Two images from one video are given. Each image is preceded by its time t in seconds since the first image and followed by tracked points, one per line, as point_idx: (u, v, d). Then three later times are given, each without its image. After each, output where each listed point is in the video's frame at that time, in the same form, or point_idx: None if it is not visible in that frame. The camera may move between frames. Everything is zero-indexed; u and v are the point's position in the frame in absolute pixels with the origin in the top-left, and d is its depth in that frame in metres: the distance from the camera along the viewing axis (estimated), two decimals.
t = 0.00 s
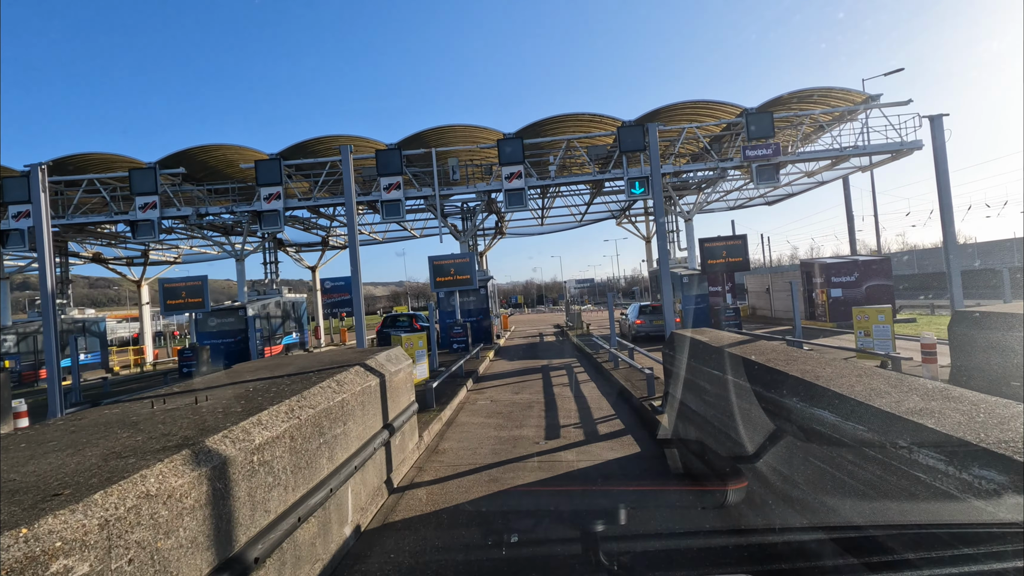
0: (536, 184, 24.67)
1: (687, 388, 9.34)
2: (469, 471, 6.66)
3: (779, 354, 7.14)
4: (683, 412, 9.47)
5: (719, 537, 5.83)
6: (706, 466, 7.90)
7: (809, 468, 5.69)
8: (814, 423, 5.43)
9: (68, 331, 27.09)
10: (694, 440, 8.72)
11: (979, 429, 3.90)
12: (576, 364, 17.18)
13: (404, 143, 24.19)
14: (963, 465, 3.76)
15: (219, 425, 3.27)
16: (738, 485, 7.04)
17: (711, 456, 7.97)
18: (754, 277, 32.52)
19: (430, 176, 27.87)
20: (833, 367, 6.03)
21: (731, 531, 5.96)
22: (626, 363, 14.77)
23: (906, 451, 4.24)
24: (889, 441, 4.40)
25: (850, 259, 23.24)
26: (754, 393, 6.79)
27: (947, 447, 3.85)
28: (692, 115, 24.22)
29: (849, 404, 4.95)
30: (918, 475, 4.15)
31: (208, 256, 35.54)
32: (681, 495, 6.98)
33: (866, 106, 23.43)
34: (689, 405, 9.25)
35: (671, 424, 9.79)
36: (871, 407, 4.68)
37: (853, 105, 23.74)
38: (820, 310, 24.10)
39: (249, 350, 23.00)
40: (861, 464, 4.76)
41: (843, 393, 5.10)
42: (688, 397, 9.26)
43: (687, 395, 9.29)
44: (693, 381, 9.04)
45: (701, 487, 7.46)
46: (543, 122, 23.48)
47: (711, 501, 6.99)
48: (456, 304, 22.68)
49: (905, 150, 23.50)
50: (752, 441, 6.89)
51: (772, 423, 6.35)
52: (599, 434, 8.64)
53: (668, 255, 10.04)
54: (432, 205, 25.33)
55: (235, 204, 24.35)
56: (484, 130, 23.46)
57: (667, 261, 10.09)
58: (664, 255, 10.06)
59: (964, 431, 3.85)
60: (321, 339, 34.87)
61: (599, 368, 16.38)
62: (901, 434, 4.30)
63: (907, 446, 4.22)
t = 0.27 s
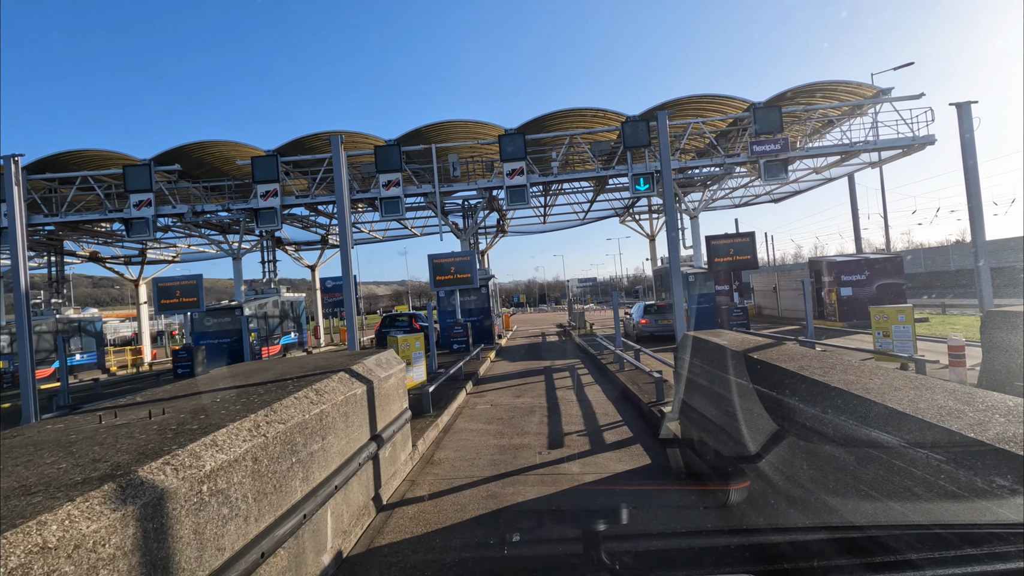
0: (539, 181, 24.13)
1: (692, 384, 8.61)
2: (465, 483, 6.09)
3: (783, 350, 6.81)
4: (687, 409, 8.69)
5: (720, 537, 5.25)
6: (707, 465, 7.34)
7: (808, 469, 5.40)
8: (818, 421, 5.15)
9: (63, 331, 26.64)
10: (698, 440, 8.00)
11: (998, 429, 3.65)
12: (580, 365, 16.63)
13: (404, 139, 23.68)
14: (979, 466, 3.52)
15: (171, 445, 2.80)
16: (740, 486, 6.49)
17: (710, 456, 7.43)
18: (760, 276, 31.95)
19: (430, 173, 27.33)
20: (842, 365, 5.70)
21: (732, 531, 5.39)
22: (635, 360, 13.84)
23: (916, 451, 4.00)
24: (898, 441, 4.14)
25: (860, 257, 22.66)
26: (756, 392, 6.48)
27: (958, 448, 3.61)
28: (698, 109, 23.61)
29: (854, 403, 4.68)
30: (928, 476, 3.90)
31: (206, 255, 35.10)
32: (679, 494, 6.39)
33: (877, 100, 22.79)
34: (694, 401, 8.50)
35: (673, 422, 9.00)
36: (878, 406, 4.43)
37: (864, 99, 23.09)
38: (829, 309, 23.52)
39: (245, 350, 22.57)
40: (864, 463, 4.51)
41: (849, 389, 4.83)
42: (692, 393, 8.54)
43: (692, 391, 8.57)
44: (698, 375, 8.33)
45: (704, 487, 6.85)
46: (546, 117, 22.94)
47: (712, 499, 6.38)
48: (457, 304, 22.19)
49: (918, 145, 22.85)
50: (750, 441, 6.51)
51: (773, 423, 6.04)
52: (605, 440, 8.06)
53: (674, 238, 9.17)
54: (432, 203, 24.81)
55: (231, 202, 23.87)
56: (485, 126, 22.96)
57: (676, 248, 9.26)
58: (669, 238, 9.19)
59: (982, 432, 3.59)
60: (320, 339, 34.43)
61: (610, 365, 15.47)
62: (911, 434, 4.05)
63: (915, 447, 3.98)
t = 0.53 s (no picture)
0: (539, 178, 23.64)
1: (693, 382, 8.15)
2: (458, 497, 5.60)
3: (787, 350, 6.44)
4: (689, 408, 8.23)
5: (719, 539, 4.93)
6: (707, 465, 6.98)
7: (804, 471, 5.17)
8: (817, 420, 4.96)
9: (55, 332, 26.16)
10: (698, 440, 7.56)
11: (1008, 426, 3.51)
12: (580, 367, 16.14)
13: (400, 136, 23.21)
14: (986, 465, 3.41)
15: (103, 470, 2.38)
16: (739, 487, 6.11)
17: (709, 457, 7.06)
18: (763, 276, 31.48)
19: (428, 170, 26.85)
20: (851, 367, 5.41)
21: (733, 532, 5.07)
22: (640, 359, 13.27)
23: (919, 450, 3.86)
24: (900, 439, 4.00)
25: (866, 255, 22.20)
26: (754, 389, 6.18)
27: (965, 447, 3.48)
28: (701, 105, 23.14)
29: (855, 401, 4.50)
30: (932, 475, 3.76)
31: (201, 254, 34.63)
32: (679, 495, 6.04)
33: (884, 95, 22.32)
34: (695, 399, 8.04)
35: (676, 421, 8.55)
36: (880, 404, 4.27)
37: (871, 95, 22.62)
38: (835, 309, 23.07)
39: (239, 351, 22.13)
40: (860, 462, 4.35)
41: (851, 386, 4.65)
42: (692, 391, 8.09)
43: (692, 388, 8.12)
44: (699, 373, 7.87)
45: (704, 487, 6.48)
46: (545, 113, 22.48)
47: (711, 499, 6.04)
48: (455, 304, 21.74)
49: (925, 142, 22.39)
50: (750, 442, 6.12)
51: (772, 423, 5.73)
52: (609, 447, 7.57)
53: (680, 229, 8.61)
54: (429, 201, 24.34)
55: (225, 200, 23.39)
56: (484, 122, 22.50)
57: (682, 241, 8.69)
58: (674, 228, 8.63)
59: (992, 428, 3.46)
60: (317, 339, 33.96)
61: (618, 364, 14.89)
62: (915, 432, 3.90)
63: (919, 446, 3.84)
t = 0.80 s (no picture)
0: (539, 175, 23.13)
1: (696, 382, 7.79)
2: (450, 515, 5.11)
3: (787, 350, 6.24)
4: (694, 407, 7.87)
5: (719, 540, 4.80)
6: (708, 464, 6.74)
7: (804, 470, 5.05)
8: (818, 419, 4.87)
9: (45, 332, 25.68)
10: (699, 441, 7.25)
11: (1010, 419, 3.39)
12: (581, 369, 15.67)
13: (398, 133, 22.72)
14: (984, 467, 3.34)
15: None
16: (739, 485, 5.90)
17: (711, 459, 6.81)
18: (766, 275, 30.99)
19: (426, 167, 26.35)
20: (863, 363, 5.06)
21: (734, 533, 4.94)
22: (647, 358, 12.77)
23: (920, 449, 3.78)
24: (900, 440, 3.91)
25: (874, 254, 21.72)
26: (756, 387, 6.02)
27: (965, 446, 3.39)
28: (705, 101, 22.66)
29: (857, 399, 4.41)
30: (933, 475, 3.68)
31: (197, 253, 34.13)
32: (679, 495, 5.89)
33: (892, 90, 21.84)
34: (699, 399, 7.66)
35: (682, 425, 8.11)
36: (879, 403, 4.17)
37: (878, 89, 22.13)
38: (841, 309, 22.60)
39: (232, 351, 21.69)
40: (861, 463, 4.27)
41: (850, 381, 4.55)
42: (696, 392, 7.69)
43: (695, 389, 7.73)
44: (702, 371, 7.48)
45: (704, 488, 6.33)
46: (546, 109, 22.00)
47: (711, 501, 5.89)
48: (453, 304, 21.26)
49: (934, 137, 21.90)
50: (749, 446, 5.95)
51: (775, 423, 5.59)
52: (615, 457, 7.08)
53: (693, 222, 8.05)
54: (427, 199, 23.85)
55: (219, 198, 22.86)
56: (483, 118, 22.02)
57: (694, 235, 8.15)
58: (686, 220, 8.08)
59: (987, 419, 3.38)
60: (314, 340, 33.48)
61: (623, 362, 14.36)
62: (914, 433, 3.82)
63: (918, 446, 3.76)
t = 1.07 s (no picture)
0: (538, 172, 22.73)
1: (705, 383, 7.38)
2: (442, 533, 4.71)
3: (797, 348, 5.98)
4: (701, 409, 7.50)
5: (719, 541, 4.65)
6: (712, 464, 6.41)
7: (797, 472, 4.97)
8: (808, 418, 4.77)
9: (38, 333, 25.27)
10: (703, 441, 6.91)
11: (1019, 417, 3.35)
12: (582, 370, 15.28)
13: (395, 130, 22.33)
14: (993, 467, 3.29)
15: None
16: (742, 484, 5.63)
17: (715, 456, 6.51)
18: (769, 275, 30.62)
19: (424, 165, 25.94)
20: (889, 367, 4.68)
21: (735, 534, 4.78)
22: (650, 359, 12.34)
23: (923, 449, 3.70)
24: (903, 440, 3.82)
25: (880, 253, 21.34)
26: (749, 385, 5.82)
27: (973, 445, 3.34)
28: (708, 97, 22.27)
29: (855, 397, 4.31)
30: (934, 474, 3.64)
31: (193, 253, 33.74)
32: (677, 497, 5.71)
33: (898, 86, 21.46)
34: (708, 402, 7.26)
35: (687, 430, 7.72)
36: (880, 401, 4.09)
37: (885, 85, 21.75)
38: (846, 309, 22.22)
39: (227, 352, 21.32)
40: (857, 463, 4.19)
41: (849, 380, 4.44)
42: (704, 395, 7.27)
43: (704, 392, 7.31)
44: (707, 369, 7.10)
45: (703, 487, 6.08)
46: (546, 105, 21.61)
47: (712, 500, 5.71)
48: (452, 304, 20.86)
49: (941, 134, 21.53)
50: (749, 444, 5.63)
51: (766, 422, 5.42)
52: (619, 465, 6.67)
53: (702, 215, 7.61)
54: (425, 197, 23.46)
55: (213, 196, 22.44)
56: (482, 114, 21.64)
57: (703, 229, 7.71)
58: (695, 214, 7.64)
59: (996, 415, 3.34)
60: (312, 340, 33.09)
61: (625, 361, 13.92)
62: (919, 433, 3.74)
63: (921, 446, 3.69)
